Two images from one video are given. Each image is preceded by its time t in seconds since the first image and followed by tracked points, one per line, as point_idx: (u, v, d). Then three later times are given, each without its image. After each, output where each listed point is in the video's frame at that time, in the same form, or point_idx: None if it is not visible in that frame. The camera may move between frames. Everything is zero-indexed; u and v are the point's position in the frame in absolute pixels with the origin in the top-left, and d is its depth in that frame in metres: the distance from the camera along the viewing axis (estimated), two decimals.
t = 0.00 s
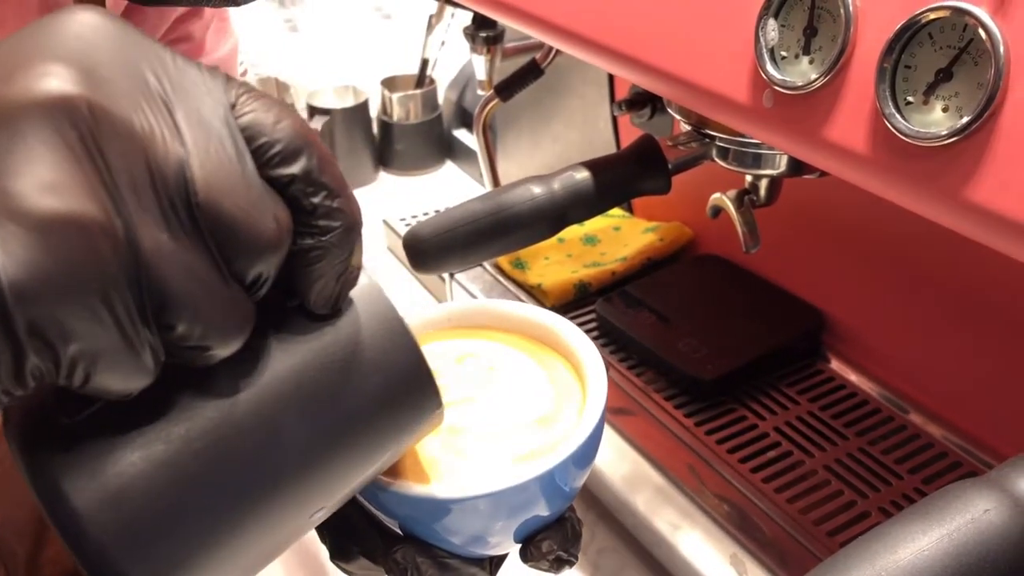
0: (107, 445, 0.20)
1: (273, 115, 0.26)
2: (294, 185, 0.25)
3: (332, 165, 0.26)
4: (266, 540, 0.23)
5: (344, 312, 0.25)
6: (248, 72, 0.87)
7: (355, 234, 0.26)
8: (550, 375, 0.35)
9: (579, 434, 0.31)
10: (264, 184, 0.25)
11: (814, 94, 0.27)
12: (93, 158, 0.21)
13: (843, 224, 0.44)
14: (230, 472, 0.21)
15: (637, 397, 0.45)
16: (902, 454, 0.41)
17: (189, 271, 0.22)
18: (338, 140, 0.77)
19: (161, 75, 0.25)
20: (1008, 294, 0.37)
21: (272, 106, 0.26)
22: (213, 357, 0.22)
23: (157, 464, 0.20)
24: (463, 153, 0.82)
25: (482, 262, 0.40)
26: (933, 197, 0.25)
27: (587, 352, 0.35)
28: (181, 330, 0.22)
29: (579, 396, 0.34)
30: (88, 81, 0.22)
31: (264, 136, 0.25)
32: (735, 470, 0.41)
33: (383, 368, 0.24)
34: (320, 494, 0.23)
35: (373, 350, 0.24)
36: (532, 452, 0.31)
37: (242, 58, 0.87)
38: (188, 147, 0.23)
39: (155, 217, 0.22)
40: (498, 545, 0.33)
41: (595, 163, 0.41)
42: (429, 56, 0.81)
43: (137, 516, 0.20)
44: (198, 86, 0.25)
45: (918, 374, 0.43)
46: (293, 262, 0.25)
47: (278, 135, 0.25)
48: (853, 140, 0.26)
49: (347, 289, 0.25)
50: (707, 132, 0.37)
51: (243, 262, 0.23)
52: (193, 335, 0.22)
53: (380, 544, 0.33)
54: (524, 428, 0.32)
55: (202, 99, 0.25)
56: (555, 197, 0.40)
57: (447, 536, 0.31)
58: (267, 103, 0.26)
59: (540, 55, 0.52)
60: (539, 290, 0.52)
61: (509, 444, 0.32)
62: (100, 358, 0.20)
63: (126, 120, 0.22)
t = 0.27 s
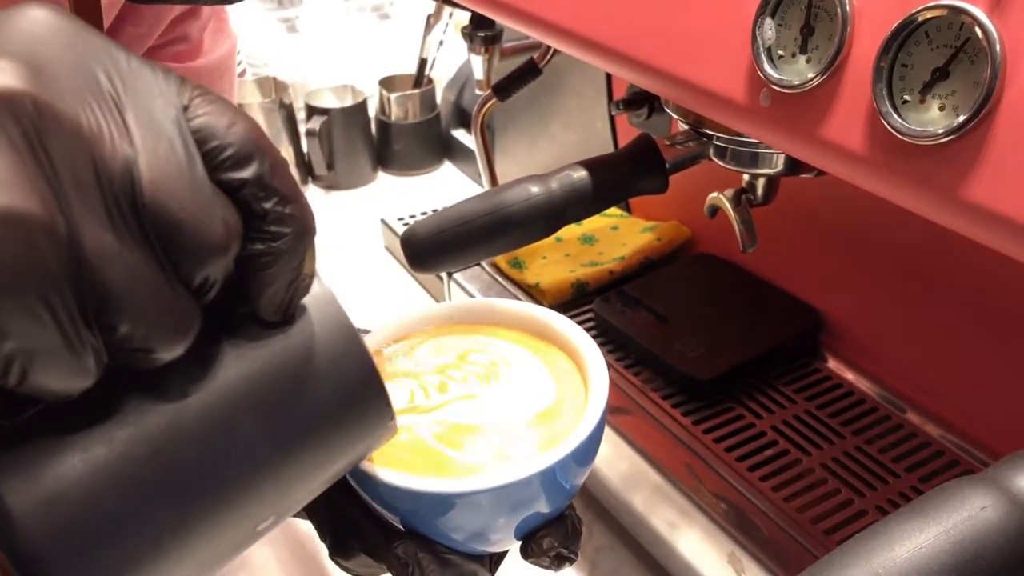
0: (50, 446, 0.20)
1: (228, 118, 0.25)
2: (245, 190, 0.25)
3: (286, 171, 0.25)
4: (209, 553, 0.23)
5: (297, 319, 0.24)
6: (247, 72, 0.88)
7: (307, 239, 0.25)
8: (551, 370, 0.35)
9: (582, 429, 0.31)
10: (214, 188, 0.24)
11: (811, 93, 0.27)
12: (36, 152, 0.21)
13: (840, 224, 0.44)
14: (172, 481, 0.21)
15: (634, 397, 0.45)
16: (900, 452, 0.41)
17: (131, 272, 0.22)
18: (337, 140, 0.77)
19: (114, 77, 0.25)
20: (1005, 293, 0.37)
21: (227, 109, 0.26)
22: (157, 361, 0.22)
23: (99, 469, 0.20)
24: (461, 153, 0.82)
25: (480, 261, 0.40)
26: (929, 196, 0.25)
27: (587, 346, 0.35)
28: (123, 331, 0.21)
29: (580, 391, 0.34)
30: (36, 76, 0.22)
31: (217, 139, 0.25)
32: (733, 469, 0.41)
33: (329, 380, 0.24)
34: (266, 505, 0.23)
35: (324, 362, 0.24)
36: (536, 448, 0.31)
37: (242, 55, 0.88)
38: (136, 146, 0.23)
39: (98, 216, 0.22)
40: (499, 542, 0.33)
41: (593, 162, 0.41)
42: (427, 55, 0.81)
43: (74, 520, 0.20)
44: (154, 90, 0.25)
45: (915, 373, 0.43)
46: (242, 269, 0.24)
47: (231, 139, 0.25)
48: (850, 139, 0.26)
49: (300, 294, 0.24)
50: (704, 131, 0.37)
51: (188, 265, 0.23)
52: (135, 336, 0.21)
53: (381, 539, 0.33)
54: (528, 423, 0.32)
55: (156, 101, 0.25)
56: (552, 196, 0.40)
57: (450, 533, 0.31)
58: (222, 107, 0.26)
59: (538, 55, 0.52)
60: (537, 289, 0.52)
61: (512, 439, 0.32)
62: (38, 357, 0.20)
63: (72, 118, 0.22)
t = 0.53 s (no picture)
0: (57, 464, 0.20)
1: (241, 128, 0.25)
2: (259, 201, 0.25)
3: (299, 181, 0.25)
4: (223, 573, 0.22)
5: (311, 335, 0.24)
6: (247, 73, 0.88)
7: (321, 253, 0.25)
8: (546, 371, 0.35)
9: (574, 429, 0.31)
10: (227, 198, 0.24)
11: (810, 94, 0.27)
12: (47, 159, 0.21)
13: (839, 225, 0.44)
14: (185, 497, 0.21)
15: (633, 396, 0.45)
16: (899, 453, 0.41)
17: (142, 283, 0.22)
18: (336, 140, 0.77)
19: (127, 83, 0.25)
20: (1003, 293, 0.37)
21: (239, 119, 0.26)
22: (167, 374, 0.22)
23: (108, 488, 0.20)
24: (461, 153, 0.82)
25: (479, 262, 0.40)
26: (929, 197, 0.25)
27: (581, 349, 0.35)
28: (132, 343, 0.21)
29: (574, 392, 0.34)
30: (45, 83, 0.22)
31: (231, 149, 0.25)
32: (732, 468, 0.41)
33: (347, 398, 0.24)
34: (279, 526, 0.23)
35: (340, 378, 0.24)
36: (528, 450, 0.31)
37: (242, 54, 0.88)
38: (148, 154, 0.23)
39: (107, 224, 0.21)
40: (490, 543, 0.33)
41: (592, 163, 0.41)
42: (427, 56, 0.81)
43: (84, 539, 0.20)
44: (168, 96, 0.25)
45: (914, 373, 0.43)
46: (258, 283, 0.25)
47: (245, 149, 0.25)
48: (849, 141, 0.26)
49: (315, 307, 0.24)
50: (704, 132, 0.37)
51: (200, 277, 0.23)
52: (144, 348, 0.21)
53: (372, 537, 0.33)
54: (519, 423, 0.33)
55: (169, 107, 0.25)
56: (552, 196, 0.40)
57: (442, 535, 0.31)
58: (236, 116, 0.26)
59: (537, 55, 0.52)
60: (536, 289, 0.52)
61: (505, 440, 0.32)
62: (43, 370, 0.20)
63: (82, 126, 0.22)
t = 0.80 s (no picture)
0: (75, 444, 0.20)
1: (257, 116, 0.25)
2: (274, 188, 0.25)
3: (313, 169, 0.25)
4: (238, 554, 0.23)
5: (324, 321, 0.25)
6: (247, 72, 0.89)
7: (335, 240, 0.25)
8: (545, 368, 0.36)
9: (573, 427, 0.31)
10: (244, 185, 0.24)
11: (809, 94, 0.27)
12: (69, 146, 0.21)
13: (839, 224, 0.44)
14: (199, 483, 0.21)
15: (632, 395, 0.45)
16: (899, 452, 0.41)
17: (162, 268, 0.22)
18: (336, 140, 0.77)
19: (144, 74, 0.25)
20: (1003, 292, 0.38)
21: (255, 107, 0.26)
22: (184, 359, 0.22)
23: (126, 472, 0.21)
24: (461, 154, 0.82)
25: (479, 262, 0.40)
26: (928, 197, 0.25)
27: (580, 348, 0.35)
28: (151, 328, 0.21)
29: (573, 389, 0.34)
30: (65, 75, 0.23)
31: (247, 136, 0.25)
32: (732, 468, 0.41)
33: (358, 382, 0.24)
34: (294, 511, 0.23)
35: (351, 365, 0.24)
36: (527, 446, 0.31)
37: (241, 54, 0.89)
38: (167, 142, 0.23)
39: (127, 209, 0.22)
40: (489, 540, 0.33)
41: (592, 163, 0.41)
42: (427, 56, 0.81)
43: (103, 524, 0.20)
44: (185, 86, 0.26)
45: (913, 373, 0.43)
46: (271, 269, 0.25)
47: (262, 136, 0.25)
48: (848, 140, 0.26)
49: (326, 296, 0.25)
50: (704, 132, 0.37)
51: (218, 264, 0.23)
52: (164, 334, 0.21)
53: (368, 533, 0.33)
54: (520, 418, 0.33)
55: (186, 96, 0.25)
56: (552, 196, 0.40)
57: (441, 531, 0.31)
58: (251, 105, 0.26)
59: (537, 55, 0.52)
60: (537, 289, 0.52)
61: (505, 435, 0.32)
62: (64, 354, 0.20)
63: (100, 115, 0.22)
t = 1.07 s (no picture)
0: (77, 419, 0.21)
1: (255, 89, 0.26)
2: (273, 160, 0.25)
3: (312, 143, 0.26)
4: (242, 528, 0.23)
5: (324, 296, 0.25)
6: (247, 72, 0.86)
7: (334, 212, 0.26)
8: (548, 361, 0.36)
9: (576, 420, 0.31)
10: (243, 157, 0.25)
11: (810, 94, 0.27)
12: (68, 115, 0.22)
13: (839, 224, 0.44)
14: (200, 458, 0.22)
15: (632, 395, 0.45)
16: (899, 451, 0.41)
17: (161, 240, 0.22)
18: (337, 140, 0.77)
19: (143, 46, 0.25)
20: (1002, 291, 0.38)
21: (252, 80, 0.26)
22: (184, 331, 0.22)
23: (126, 446, 0.21)
24: (461, 154, 0.82)
25: (479, 262, 0.40)
26: (926, 195, 0.25)
27: (585, 343, 0.36)
28: (152, 300, 0.22)
29: (577, 381, 0.34)
30: (65, 46, 0.23)
31: (246, 109, 0.25)
32: (733, 469, 0.41)
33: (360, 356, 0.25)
34: (297, 485, 0.24)
35: (352, 342, 0.25)
36: (530, 437, 0.31)
37: (243, 55, 0.86)
38: (165, 113, 0.24)
39: (127, 180, 0.22)
40: (494, 534, 0.33)
41: (593, 163, 0.41)
42: (428, 56, 0.81)
43: (105, 497, 0.21)
44: (184, 58, 0.26)
45: (913, 372, 0.43)
46: (273, 245, 0.25)
47: (260, 109, 0.25)
48: (848, 140, 0.26)
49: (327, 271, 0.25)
50: (704, 132, 0.37)
51: (217, 235, 0.23)
52: (164, 305, 0.22)
53: (373, 529, 0.33)
54: (523, 410, 0.33)
55: (186, 68, 0.25)
56: (552, 196, 0.40)
57: (444, 526, 0.31)
58: (250, 79, 0.26)
59: (538, 55, 0.52)
60: (537, 289, 0.52)
61: (507, 427, 0.32)
62: (65, 325, 0.20)
63: (99, 85, 0.23)
